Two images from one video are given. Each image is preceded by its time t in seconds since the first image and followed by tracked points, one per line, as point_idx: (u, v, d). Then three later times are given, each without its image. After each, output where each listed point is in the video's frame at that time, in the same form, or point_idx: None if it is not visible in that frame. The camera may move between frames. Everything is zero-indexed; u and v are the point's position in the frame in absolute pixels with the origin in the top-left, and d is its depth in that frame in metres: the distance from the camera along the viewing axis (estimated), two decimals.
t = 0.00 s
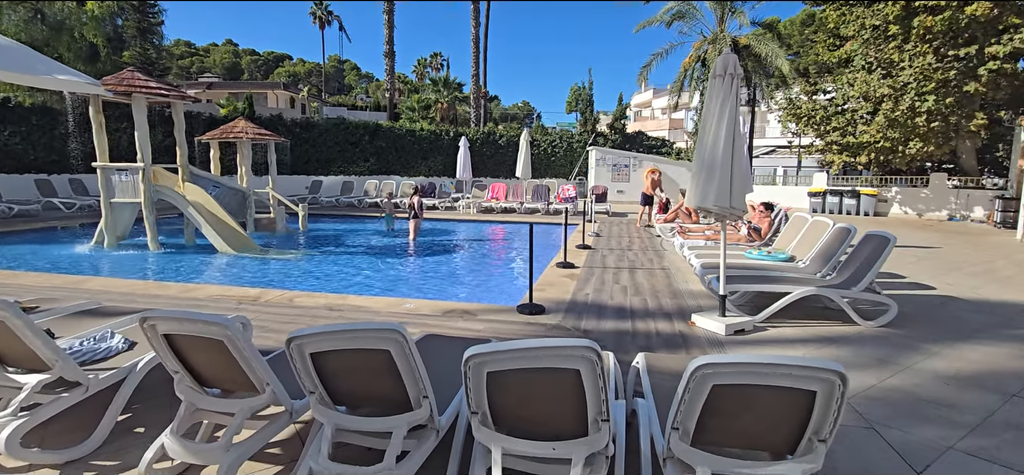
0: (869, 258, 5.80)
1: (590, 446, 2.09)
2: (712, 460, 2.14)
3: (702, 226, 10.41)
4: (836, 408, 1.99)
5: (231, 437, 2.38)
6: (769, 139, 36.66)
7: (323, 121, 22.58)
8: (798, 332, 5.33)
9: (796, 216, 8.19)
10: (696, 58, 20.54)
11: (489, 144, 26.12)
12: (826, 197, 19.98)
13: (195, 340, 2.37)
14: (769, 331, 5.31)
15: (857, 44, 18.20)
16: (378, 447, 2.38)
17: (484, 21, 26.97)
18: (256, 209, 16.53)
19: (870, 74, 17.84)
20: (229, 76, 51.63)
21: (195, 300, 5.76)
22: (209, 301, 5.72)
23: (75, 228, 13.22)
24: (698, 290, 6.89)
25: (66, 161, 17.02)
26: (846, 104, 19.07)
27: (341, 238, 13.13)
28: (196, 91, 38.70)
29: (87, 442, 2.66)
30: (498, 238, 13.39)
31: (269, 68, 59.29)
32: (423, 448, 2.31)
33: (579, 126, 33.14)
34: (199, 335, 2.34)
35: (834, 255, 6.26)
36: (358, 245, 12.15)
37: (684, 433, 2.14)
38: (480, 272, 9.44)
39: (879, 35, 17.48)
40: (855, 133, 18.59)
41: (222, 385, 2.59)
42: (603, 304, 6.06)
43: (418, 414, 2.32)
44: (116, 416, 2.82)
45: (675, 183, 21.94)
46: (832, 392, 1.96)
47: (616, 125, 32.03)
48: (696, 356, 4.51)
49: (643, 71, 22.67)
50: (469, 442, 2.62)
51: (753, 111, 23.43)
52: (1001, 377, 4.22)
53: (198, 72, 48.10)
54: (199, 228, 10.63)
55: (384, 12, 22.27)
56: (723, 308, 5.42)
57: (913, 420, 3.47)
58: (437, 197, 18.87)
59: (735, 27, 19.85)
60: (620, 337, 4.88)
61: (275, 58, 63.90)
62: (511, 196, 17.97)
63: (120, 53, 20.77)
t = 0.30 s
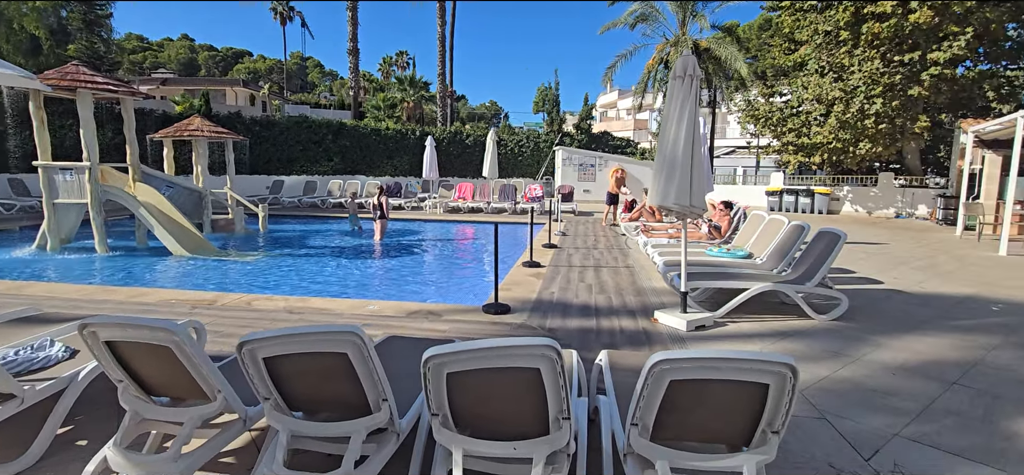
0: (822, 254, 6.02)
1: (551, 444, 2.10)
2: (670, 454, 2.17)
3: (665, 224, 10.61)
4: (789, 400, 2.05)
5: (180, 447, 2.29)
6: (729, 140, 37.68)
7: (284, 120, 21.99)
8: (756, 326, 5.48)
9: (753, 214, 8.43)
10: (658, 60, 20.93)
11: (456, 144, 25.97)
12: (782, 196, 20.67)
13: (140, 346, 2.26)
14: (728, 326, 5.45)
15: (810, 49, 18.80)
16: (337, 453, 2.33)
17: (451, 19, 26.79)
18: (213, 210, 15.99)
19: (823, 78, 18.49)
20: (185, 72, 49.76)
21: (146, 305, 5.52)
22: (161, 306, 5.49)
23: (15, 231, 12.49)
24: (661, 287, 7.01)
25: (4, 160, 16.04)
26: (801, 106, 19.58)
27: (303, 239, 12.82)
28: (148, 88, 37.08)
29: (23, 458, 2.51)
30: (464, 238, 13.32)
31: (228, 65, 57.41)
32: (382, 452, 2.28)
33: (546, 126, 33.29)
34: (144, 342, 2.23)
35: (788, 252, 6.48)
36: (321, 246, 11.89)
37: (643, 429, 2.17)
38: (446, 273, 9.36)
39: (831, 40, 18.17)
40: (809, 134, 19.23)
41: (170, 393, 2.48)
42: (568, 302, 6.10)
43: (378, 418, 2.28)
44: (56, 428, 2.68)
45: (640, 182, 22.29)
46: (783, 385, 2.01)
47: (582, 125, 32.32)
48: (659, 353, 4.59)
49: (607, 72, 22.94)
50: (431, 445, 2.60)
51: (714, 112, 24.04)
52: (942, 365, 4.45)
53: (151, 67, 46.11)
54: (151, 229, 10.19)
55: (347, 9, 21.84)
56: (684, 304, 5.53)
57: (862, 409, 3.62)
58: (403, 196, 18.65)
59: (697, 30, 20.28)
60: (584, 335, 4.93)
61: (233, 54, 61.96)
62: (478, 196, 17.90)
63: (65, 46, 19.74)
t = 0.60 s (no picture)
0: (779, 251, 6.21)
1: (519, 445, 2.09)
2: (637, 451, 2.20)
3: (630, 223, 10.78)
4: (749, 393, 2.10)
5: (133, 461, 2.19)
6: (691, 141, 38.52)
7: (244, 117, 21.26)
8: (718, 322, 5.62)
9: (714, 213, 8.65)
10: (623, 62, 21.22)
11: (422, 144, 25.73)
12: (742, 195, 21.29)
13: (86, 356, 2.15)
14: (691, 322, 5.57)
15: (767, 53, 19.36)
16: (301, 461, 2.27)
17: (416, 18, 26.50)
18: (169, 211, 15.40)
19: (779, 81, 19.04)
20: (138, 68, 47.73)
21: (95, 312, 5.26)
22: (112, 313, 5.24)
23: None
24: (627, 285, 7.11)
25: None
26: (759, 108, 20.19)
27: (264, 242, 12.48)
28: (97, 84, 35.39)
29: None
30: (431, 239, 13.21)
31: (183, 61, 55.34)
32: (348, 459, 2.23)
33: (513, 126, 33.35)
34: (91, 351, 2.12)
35: (748, 249, 6.68)
36: (283, 248, 11.60)
37: (610, 426, 2.19)
38: (413, 274, 9.26)
39: (786, 44, 18.75)
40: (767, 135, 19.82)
41: (121, 404, 2.37)
42: (536, 302, 6.12)
43: (342, 424, 2.24)
44: None
45: (605, 182, 22.55)
46: (744, 379, 2.07)
47: (549, 126, 32.50)
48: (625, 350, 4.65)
49: (573, 73, 23.14)
50: (398, 448, 2.56)
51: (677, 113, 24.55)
52: (892, 356, 4.66)
53: (99, 62, 43.99)
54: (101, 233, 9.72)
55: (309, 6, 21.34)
56: (649, 302, 5.62)
57: (818, 400, 3.76)
58: (368, 197, 18.38)
59: (659, 33, 20.64)
60: (552, 334, 4.95)
61: (189, 50, 59.85)
62: (445, 196, 17.80)
63: (4, 40, 18.64)
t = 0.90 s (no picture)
0: (742, 249, 6.39)
1: (493, 446, 2.09)
2: (608, 448, 2.23)
3: (599, 223, 10.91)
4: (716, 388, 2.15)
5: None
6: (657, 141, 39.21)
7: (202, 117, 20.61)
8: (684, 319, 5.74)
9: (679, 213, 8.82)
10: (589, 63, 21.43)
11: (389, 144, 25.42)
12: (706, 195, 21.85)
13: (35, 369, 2.05)
14: (659, 320, 5.67)
15: (728, 56, 19.82)
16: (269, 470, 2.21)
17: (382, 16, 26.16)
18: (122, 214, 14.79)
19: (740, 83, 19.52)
20: (88, 64, 45.66)
21: (44, 321, 5.01)
22: (62, 321, 5.00)
23: None
24: (596, 284, 7.19)
25: None
26: (721, 110, 20.74)
27: (226, 245, 12.11)
28: (43, 80, 33.69)
29: None
30: (399, 240, 13.09)
31: (136, 57, 53.19)
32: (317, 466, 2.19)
33: (482, 126, 33.30)
34: (41, 363, 2.03)
35: (712, 247, 6.85)
36: (246, 252, 11.29)
37: (583, 424, 2.21)
38: (381, 276, 9.14)
39: (745, 48, 19.24)
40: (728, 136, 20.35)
41: (74, 418, 2.27)
42: (506, 302, 6.14)
43: (312, 431, 2.19)
44: None
45: (573, 182, 22.75)
46: (711, 375, 2.12)
47: (517, 126, 32.57)
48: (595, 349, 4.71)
49: (541, 74, 23.29)
50: (369, 454, 2.52)
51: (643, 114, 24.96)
52: (848, 348, 4.85)
53: (45, 57, 41.86)
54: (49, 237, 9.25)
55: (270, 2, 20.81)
56: (618, 300, 5.70)
57: (779, 393, 3.88)
58: (335, 198, 18.10)
59: (625, 35, 20.93)
60: (523, 334, 4.97)
61: (143, 46, 57.48)
62: (413, 197, 17.65)
63: None
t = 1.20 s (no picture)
0: (707, 247, 6.56)
1: (465, 447, 2.10)
2: (580, 445, 2.26)
3: (568, 223, 11.03)
4: (684, 383, 2.21)
5: None
6: (625, 142, 39.78)
7: (160, 116, 19.92)
8: (652, 317, 5.86)
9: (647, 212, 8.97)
10: (558, 64, 21.56)
11: (356, 144, 25.07)
12: (672, 194, 22.32)
13: None
14: (628, 317, 5.77)
15: (692, 59, 20.24)
16: None
17: (348, 15, 25.75)
18: (74, 217, 14.15)
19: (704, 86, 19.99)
20: (35, 61, 43.48)
21: None
22: (10, 331, 4.76)
23: None
24: (566, 284, 7.25)
25: None
26: (686, 111, 21.20)
27: (187, 248, 11.74)
28: None
29: None
30: (368, 242, 12.93)
31: (88, 53, 50.89)
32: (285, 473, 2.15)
33: (451, 126, 33.14)
34: None
35: (678, 246, 7.00)
36: (208, 255, 10.97)
37: (555, 422, 2.24)
38: (349, 278, 9.01)
39: (709, 52, 19.69)
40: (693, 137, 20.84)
41: (24, 431, 2.18)
42: (476, 303, 6.13)
43: (280, 437, 2.16)
44: None
45: (543, 183, 22.87)
46: (679, 370, 2.18)
47: (487, 127, 32.54)
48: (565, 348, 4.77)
49: (511, 74, 23.35)
50: (339, 458, 2.50)
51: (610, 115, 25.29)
52: (807, 342, 5.03)
53: None
54: None
55: None
56: (588, 299, 5.78)
57: (743, 386, 4.00)
58: (301, 199, 17.80)
59: (592, 37, 21.15)
60: (494, 334, 4.99)
61: (95, 42, 55.08)
62: (382, 197, 17.48)
63: None
